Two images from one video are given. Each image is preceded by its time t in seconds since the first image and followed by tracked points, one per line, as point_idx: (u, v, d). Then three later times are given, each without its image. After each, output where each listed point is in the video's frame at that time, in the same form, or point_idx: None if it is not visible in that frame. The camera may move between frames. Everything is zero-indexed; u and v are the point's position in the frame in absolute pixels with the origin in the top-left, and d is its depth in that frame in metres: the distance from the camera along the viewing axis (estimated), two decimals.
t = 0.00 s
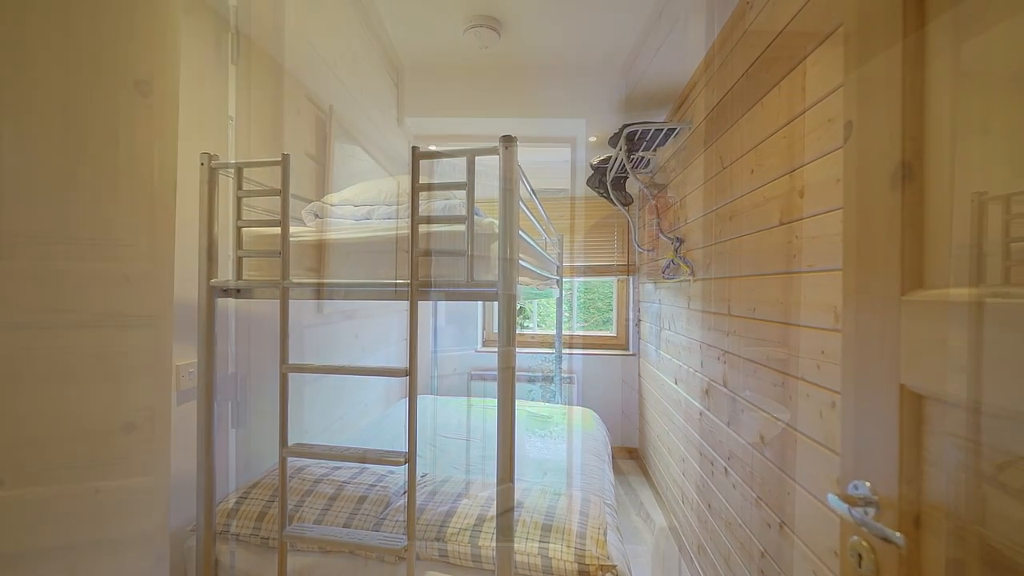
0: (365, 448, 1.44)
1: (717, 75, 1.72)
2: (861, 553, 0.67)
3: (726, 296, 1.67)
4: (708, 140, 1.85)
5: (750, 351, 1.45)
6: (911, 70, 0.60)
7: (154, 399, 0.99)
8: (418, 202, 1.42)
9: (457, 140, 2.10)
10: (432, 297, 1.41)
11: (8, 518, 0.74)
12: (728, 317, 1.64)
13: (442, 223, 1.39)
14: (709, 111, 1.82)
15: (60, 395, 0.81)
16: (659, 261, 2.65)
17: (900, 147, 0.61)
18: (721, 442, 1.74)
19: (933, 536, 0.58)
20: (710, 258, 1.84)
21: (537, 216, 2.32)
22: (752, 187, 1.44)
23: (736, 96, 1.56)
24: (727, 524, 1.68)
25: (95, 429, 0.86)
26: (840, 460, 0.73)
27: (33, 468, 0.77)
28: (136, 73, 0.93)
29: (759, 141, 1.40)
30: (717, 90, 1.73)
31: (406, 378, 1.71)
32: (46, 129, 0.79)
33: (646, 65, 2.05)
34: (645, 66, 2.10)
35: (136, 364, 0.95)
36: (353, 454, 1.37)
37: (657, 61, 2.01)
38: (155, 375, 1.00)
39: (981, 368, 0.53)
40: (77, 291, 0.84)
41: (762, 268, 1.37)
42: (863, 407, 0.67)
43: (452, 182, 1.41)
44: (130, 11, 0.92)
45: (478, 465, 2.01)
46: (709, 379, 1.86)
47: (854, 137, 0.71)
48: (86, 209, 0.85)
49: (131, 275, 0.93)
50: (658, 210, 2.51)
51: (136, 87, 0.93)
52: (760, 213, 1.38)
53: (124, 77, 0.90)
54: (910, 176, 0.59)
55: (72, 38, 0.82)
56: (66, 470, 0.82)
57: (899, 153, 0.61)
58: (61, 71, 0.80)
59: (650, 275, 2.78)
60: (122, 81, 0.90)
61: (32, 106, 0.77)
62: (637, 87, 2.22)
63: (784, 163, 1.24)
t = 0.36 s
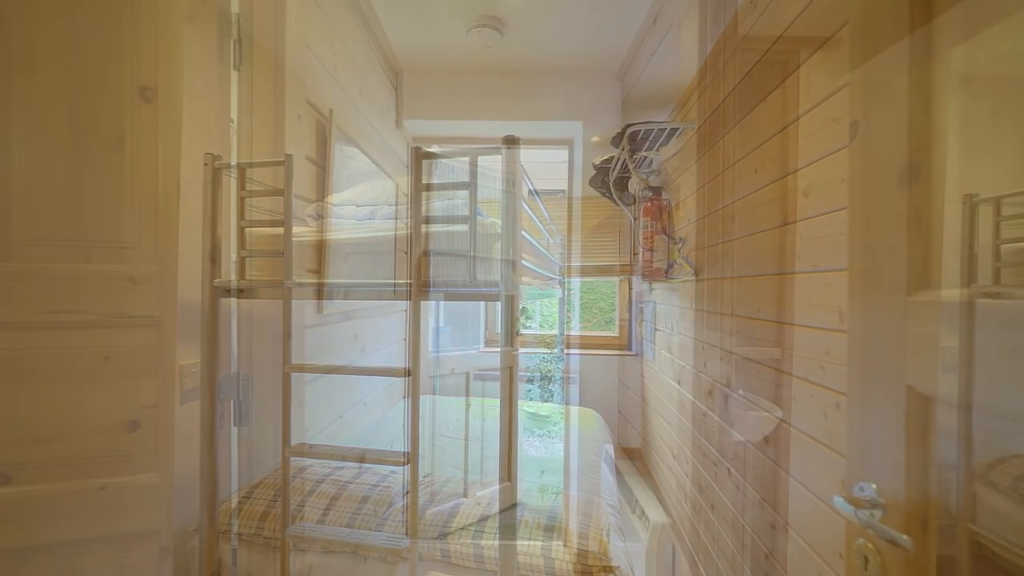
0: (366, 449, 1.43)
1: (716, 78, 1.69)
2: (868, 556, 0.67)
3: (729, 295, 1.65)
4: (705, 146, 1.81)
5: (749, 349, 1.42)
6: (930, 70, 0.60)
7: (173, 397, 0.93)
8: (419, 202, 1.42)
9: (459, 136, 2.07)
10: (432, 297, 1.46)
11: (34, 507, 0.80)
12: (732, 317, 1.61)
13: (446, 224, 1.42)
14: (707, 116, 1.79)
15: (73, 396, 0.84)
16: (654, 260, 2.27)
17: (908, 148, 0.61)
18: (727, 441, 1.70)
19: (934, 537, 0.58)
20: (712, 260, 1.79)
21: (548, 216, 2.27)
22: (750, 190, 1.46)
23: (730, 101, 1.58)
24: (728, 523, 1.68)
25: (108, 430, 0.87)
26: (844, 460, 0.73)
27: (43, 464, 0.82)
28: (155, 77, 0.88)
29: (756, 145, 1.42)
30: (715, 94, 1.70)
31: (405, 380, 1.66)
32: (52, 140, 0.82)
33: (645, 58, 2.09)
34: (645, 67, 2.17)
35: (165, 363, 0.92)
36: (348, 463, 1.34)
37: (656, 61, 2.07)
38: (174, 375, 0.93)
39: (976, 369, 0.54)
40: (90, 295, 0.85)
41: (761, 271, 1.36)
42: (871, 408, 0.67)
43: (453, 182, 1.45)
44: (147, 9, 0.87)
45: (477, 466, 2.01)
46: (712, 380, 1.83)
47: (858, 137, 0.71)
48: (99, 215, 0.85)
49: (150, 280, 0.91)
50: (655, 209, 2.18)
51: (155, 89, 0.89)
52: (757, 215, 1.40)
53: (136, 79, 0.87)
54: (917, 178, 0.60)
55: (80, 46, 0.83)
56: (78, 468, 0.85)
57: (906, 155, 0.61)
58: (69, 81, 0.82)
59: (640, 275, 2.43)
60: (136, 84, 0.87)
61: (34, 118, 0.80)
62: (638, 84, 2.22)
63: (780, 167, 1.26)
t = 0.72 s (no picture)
0: (363, 446, 1.43)
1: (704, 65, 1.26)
2: (872, 558, 0.68)
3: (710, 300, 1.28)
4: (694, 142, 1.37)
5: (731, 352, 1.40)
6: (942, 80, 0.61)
7: (175, 398, 0.83)
8: (421, 204, 1.98)
9: (461, 143, 1.99)
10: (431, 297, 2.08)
11: (38, 505, 0.75)
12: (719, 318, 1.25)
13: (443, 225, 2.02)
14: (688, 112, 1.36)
15: (74, 399, 0.77)
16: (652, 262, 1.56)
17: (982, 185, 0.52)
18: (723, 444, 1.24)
19: (925, 535, 0.61)
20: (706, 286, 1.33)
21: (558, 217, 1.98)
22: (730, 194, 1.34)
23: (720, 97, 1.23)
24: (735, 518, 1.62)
25: (110, 429, 0.79)
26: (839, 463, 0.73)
27: (50, 463, 0.76)
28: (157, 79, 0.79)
29: (750, 150, 1.17)
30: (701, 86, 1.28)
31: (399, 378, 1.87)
32: (51, 137, 0.76)
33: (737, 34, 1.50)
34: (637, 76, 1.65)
35: (168, 362, 0.82)
36: (344, 467, 1.27)
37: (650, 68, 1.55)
38: (176, 376, 0.83)
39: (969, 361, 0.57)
40: (83, 297, 0.77)
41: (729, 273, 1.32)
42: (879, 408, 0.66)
43: (442, 191, 2.02)
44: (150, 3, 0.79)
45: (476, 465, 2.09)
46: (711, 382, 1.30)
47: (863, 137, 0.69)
48: (99, 212, 0.78)
49: (154, 284, 0.81)
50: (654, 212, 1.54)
51: (158, 94, 0.80)
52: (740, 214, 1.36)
53: (139, 83, 0.79)
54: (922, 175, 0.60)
55: (80, 39, 0.77)
56: (87, 465, 0.78)
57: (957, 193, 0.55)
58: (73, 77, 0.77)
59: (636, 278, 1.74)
60: (139, 88, 0.79)
61: (30, 114, 0.75)
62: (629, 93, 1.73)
63: (775, 172, 1.07)
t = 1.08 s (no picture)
0: (361, 445, 1.44)
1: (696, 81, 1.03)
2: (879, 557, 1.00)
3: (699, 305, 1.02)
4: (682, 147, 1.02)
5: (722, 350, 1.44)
6: (938, 151, 0.92)
7: (174, 398, 0.83)
8: (420, 206, 2.01)
9: (458, 144, 1.99)
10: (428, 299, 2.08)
11: (47, 501, 0.77)
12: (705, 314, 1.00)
13: (440, 225, 2.05)
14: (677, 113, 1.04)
15: (79, 397, 0.79)
16: (645, 264, 1.20)
17: None
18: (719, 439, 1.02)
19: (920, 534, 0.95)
20: (693, 340, 1.00)
21: (557, 218, 1.95)
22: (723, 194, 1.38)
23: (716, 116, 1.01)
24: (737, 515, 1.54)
25: (110, 427, 0.80)
26: (844, 462, 1.09)
27: (51, 460, 0.78)
28: (159, 84, 0.81)
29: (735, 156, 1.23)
30: (693, 103, 1.02)
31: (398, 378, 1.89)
32: (56, 142, 0.78)
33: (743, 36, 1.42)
34: (634, 79, 1.51)
35: (169, 362, 0.82)
36: (342, 465, 1.28)
37: (645, 74, 1.39)
38: (176, 375, 0.83)
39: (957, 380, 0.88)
40: (75, 296, 0.77)
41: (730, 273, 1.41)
42: (881, 404, 1.01)
43: (439, 193, 2.05)
44: (149, 8, 0.80)
45: (473, 465, 2.11)
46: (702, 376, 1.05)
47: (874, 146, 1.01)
48: (103, 213, 0.79)
49: (156, 284, 0.81)
50: (649, 212, 1.20)
51: (160, 99, 0.81)
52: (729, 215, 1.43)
53: (140, 88, 0.80)
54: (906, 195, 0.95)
55: (83, 44, 0.78)
56: (94, 462, 0.79)
57: None
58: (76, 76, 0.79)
59: (629, 279, 1.34)
60: (140, 93, 0.80)
61: (36, 121, 0.77)
62: (627, 95, 1.57)
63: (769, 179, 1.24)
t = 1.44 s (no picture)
0: (358, 443, 1.46)
1: (686, 81, 1.02)
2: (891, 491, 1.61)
3: (685, 308, 1.03)
4: (671, 147, 1.03)
5: (713, 349, 1.47)
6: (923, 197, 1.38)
7: (174, 398, 0.85)
8: (418, 205, 2.01)
9: (454, 148, 1.99)
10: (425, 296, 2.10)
11: (49, 497, 0.78)
12: (691, 318, 1.02)
13: (436, 226, 2.09)
14: (667, 114, 1.04)
15: (81, 396, 0.80)
16: (636, 267, 1.21)
17: None
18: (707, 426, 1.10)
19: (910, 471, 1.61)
20: (681, 338, 1.02)
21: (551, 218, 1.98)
22: (710, 193, 1.48)
23: (704, 116, 1.02)
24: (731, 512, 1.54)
25: (110, 425, 0.82)
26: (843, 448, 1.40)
27: (52, 457, 0.80)
28: (159, 90, 0.83)
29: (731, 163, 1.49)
30: (683, 105, 1.02)
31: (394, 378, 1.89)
32: (58, 146, 0.79)
33: (737, 41, 1.42)
34: (625, 83, 1.52)
35: (169, 362, 0.84)
36: (338, 462, 1.30)
37: (634, 79, 1.40)
38: (176, 374, 0.85)
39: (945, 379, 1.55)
40: (75, 298, 0.79)
41: (722, 277, 1.49)
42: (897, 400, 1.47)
43: (434, 193, 2.09)
44: (151, 17, 0.82)
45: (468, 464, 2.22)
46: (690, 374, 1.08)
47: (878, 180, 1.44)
48: (105, 215, 0.81)
49: (155, 286, 0.83)
50: (639, 214, 1.22)
51: (160, 104, 0.83)
52: (718, 217, 1.48)
53: (140, 94, 0.82)
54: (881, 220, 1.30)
55: (84, 51, 0.80)
56: (96, 459, 0.81)
57: None
58: (78, 82, 0.80)
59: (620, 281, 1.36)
60: (140, 99, 0.82)
61: (38, 125, 0.79)
62: (620, 99, 1.58)
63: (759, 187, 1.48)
